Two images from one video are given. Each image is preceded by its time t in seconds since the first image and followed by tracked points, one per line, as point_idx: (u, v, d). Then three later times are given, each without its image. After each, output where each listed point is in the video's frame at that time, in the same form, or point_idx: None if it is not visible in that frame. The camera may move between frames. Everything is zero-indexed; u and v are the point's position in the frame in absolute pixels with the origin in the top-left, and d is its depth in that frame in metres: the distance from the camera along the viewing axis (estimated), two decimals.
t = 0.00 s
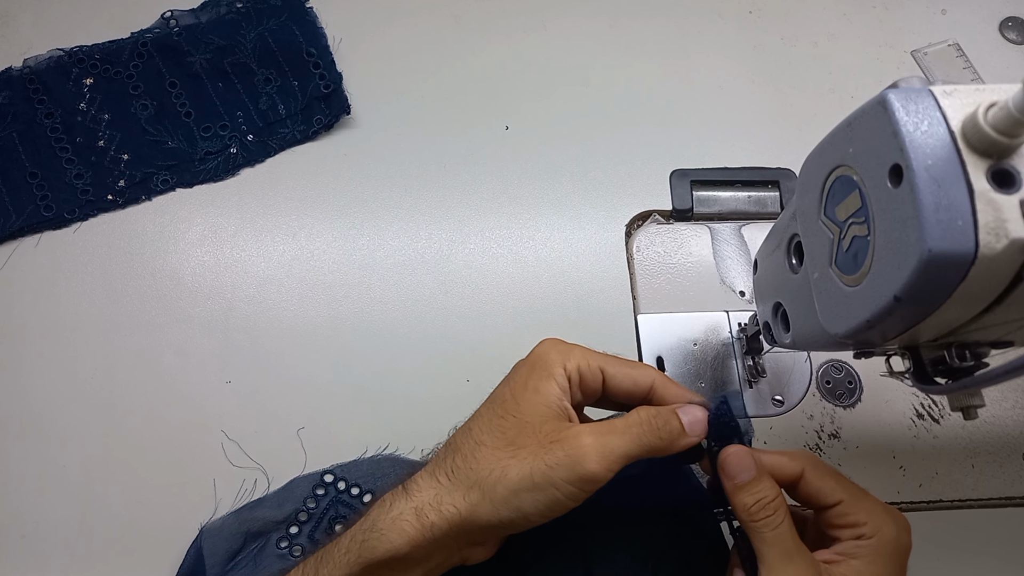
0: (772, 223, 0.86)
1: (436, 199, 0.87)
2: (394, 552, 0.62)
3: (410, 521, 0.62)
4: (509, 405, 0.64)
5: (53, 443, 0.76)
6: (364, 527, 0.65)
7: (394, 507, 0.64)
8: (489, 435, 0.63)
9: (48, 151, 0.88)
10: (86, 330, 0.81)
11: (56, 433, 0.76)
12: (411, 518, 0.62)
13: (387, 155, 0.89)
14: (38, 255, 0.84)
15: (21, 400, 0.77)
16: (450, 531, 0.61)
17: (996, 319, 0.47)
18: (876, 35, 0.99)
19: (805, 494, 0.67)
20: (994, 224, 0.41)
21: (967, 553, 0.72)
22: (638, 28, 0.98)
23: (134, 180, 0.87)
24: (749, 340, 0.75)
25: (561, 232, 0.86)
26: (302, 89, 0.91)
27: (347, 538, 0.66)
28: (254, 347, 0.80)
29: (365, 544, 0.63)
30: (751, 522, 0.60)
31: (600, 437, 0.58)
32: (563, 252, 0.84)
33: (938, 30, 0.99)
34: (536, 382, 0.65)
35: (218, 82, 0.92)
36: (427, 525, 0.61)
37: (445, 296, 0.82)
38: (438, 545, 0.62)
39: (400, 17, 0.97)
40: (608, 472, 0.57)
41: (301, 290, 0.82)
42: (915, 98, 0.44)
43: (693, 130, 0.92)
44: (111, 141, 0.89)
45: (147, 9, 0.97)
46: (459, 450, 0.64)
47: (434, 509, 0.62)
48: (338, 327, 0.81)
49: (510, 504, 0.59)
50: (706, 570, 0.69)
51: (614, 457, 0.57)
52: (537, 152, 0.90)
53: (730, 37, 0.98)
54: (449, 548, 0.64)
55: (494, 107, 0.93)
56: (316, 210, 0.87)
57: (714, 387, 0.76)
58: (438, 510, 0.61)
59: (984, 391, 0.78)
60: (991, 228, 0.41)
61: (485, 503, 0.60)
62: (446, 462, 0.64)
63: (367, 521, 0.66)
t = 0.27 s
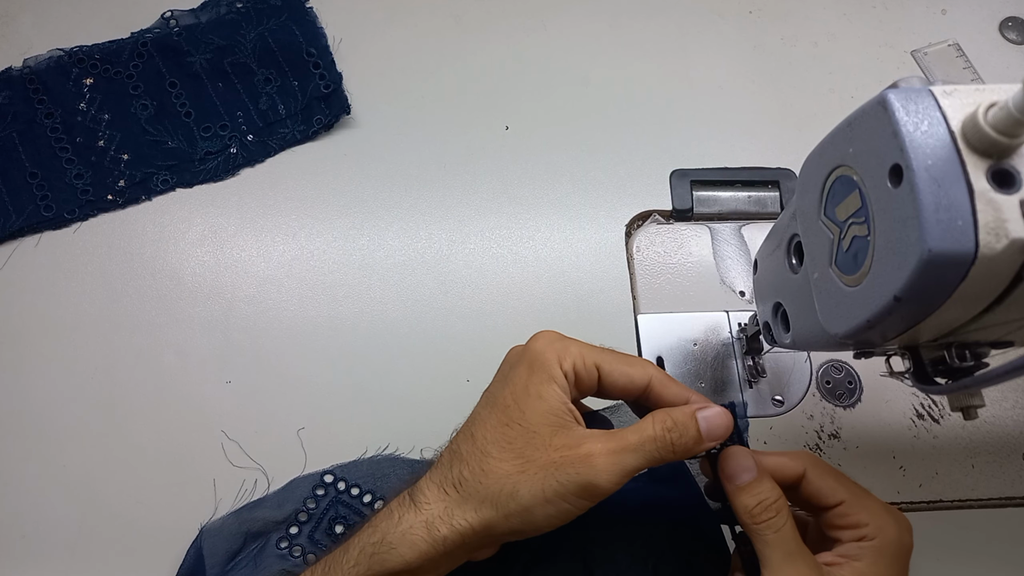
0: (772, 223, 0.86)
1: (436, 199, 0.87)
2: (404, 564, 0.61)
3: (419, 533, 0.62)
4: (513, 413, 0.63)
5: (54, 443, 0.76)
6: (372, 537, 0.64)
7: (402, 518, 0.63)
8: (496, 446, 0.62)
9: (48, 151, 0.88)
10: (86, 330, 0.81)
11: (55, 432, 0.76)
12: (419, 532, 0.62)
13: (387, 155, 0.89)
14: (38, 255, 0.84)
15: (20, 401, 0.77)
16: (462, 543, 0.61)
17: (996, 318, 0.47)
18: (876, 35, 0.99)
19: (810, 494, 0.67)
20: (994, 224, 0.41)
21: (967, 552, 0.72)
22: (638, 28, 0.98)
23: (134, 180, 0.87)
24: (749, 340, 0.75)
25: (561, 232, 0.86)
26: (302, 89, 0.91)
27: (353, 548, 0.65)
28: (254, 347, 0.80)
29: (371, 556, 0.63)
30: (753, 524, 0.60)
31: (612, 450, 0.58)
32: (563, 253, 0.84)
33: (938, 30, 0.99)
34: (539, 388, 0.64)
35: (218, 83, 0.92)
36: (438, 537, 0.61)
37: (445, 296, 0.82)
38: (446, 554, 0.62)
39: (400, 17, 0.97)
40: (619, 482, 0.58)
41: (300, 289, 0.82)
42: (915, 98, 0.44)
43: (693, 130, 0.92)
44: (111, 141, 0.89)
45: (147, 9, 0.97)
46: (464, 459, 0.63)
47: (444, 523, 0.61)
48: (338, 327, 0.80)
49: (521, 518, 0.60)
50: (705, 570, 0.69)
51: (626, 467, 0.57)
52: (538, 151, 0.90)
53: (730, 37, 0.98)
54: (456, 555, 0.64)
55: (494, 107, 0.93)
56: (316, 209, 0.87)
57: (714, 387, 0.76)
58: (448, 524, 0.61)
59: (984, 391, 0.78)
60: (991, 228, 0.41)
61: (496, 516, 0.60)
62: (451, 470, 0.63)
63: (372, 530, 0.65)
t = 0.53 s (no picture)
0: (772, 223, 0.86)
1: (435, 199, 0.87)
2: (415, 574, 0.62)
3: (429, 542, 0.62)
4: (521, 421, 0.63)
5: (54, 443, 0.76)
6: (382, 546, 0.64)
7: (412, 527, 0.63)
8: (505, 456, 0.62)
9: (48, 151, 0.88)
10: (86, 330, 0.81)
11: (55, 432, 0.76)
12: (429, 541, 0.62)
13: (387, 155, 0.89)
14: (38, 255, 0.84)
15: (20, 401, 0.77)
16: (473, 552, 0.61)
17: (996, 318, 0.47)
18: (877, 35, 0.99)
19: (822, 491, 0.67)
20: (994, 224, 0.41)
21: (967, 552, 0.72)
22: (638, 28, 0.98)
23: (134, 180, 0.87)
24: (749, 340, 0.75)
25: (561, 232, 0.86)
26: (302, 89, 0.91)
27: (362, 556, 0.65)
28: (254, 347, 0.79)
29: (381, 563, 0.63)
30: (757, 532, 0.60)
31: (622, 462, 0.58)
32: (564, 253, 0.84)
33: (938, 30, 0.99)
34: (546, 395, 0.63)
35: (218, 83, 0.92)
36: (448, 547, 0.61)
37: (445, 296, 0.82)
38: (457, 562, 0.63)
39: (400, 17, 0.97)
40: (628, 493, 0.58)
41: (301, 289, 0.82)
42: (915, 98, 0.44)
43: (693, 130, 0.92)
44: (111, 141, 0.89)
45: (147, 9, 0.97)
46: (472, 468, 0.63)
47: (454, 532, 0.61)
48: (338, 327, 0.80)
49: (531, 527, 0.60)
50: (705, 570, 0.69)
51: (636, 478, 0.57)
52: (538, 152, 0.90)
53: (731, 37, 0.98)
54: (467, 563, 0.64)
55: (494, 107, 0.93)
56: (317, 209, 0.87)
57: (714, 387, 0.76)
58: (458, 533, 0.61)
59: (984, 391, 0.78)
60: (991, 228, 0.41)
61: (505, 526, 0.60)
62: (459, 479, 0.63)
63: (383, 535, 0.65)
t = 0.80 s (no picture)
0: (772, 223, 0.86)
1: (435, 200, 0.87)
2: None
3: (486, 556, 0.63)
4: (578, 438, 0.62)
5: (54, 443, 0.76)
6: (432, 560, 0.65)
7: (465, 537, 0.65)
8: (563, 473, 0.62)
9: (48, 151, 0.88)
10: (87, 330, 0.81)
11: (55, 433, 0.76)
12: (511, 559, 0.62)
13: (387, 156, 0.89)
14: (37, 255, 0.84)
15: (20, 401, 0.77)
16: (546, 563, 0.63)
17: (996, 318, 0.47)
18: (877, 35, 0.99)
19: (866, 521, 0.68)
20: (994, 223, 0.41)
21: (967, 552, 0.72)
22: (638, 27, 0.98)
23: (134, 180, 0.87)
24: (749, 340, 0.76)
25: (561, 232, 0.86)
26: (302, 89, 0.91)
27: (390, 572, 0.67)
28: (254, 348, 0.80)
29: None
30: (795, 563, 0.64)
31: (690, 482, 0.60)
32: (564, 254, 0.84)
33: (938, 30, 0.99)
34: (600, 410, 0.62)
35: (218, 83, 0.92)
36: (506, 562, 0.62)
37: (445, 296, 0.82)
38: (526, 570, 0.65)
39: (400, 17, 0.97)
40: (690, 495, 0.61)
41: (301, 289, 0.82)
42: (915, 98, 0.44)
43: (693, 130, 0.92)
44: (110, 141, 0.89)
45: (147, 9, 0.97)
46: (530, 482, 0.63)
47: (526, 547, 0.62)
48: (338, 327, 0.80)
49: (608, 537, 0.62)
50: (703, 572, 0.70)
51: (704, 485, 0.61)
52: (538, 152, 0.90)
53: (731, 37, 0.98)
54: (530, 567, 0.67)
55: (494, 107, 0.93)
56: (317, 209, 0.87)
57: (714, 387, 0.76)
58: (536, 550, 0.62)
59: (984, 391, 0.78)
60: (991, 228, 0.41)
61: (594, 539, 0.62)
62: (516, 495, 0.64)
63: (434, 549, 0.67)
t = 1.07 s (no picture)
0: (772, 223, 0.86)
1: (436, 200, 0.87)
2: None
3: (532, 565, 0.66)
4: (648, 471, 0.66)
5: (55, 443, 0.76)
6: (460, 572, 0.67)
7: (504, 545, 0.67)
8: (620, 496, 0.67)
9: (48, 151, 0.88)
10: (87, 330, 0.81)
11: (55, 433, 0.76)
12: None
13: (388, 156, 0.89)
14: (38, 255, 0.84)
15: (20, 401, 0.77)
16: None
17: (996, 318, 0.47)
18: (877, 35, 0.99)
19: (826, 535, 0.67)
20: (994, 224, 0.41)
21: (967, 553, 0.72)
22: (638, 27, 0.98)
23: (134, 180, 0.87)
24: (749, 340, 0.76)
25: (562, 232, 0.86)
26: (302, 89, 0.91)
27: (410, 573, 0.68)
28: (254, 348, 0.79)
29: None
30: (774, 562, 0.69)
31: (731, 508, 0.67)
32: (564, 254, 0.84)
33: (938, 30, 0.99)
34: (673, 443, 0.65)
35: (219, 83, 0.92)
36: None
37: (445, 296, 0.82)
38: None
39: (400, 17, 0.97)
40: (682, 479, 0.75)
41: (301, 289, 0.82)
42: (915, 98, 0.44)
43: (693, 130, 0.92)
44: (110, 141, 0.89)
45: (147, 9, 0.97)
46: (586, 501, 0.68)
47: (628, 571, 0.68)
48: (339, 326, 0.81)
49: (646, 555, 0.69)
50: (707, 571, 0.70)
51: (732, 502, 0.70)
52: (538, 152, 0.90)
53: (731, 37, 0.98)
54: None
55: (495, 107, 0.93)
56: (318, 209, 0.87)
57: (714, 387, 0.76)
58: None
59: (984, 391, 0.78)
60: (991, 228, 0.41)
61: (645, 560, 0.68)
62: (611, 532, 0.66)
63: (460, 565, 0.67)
